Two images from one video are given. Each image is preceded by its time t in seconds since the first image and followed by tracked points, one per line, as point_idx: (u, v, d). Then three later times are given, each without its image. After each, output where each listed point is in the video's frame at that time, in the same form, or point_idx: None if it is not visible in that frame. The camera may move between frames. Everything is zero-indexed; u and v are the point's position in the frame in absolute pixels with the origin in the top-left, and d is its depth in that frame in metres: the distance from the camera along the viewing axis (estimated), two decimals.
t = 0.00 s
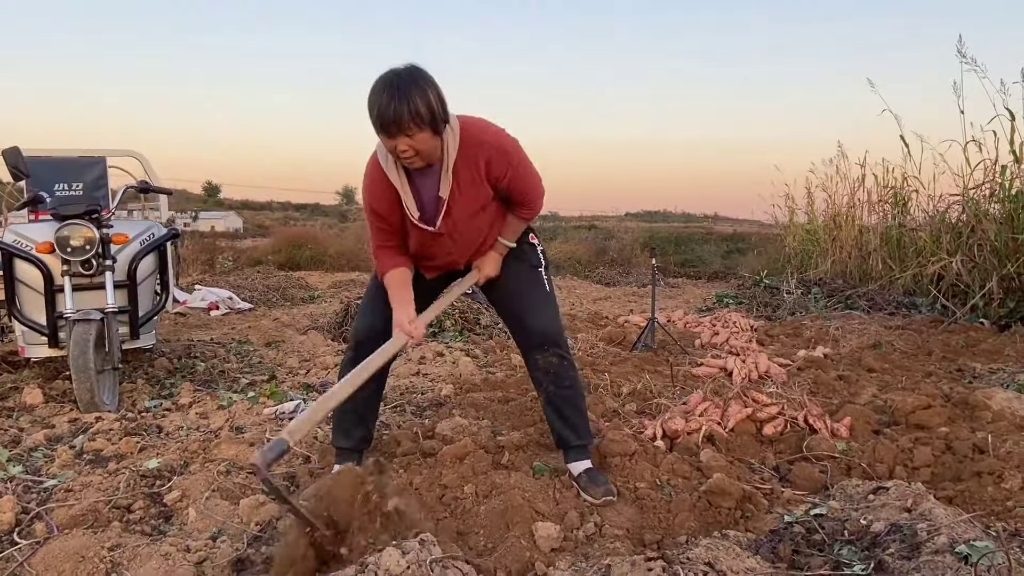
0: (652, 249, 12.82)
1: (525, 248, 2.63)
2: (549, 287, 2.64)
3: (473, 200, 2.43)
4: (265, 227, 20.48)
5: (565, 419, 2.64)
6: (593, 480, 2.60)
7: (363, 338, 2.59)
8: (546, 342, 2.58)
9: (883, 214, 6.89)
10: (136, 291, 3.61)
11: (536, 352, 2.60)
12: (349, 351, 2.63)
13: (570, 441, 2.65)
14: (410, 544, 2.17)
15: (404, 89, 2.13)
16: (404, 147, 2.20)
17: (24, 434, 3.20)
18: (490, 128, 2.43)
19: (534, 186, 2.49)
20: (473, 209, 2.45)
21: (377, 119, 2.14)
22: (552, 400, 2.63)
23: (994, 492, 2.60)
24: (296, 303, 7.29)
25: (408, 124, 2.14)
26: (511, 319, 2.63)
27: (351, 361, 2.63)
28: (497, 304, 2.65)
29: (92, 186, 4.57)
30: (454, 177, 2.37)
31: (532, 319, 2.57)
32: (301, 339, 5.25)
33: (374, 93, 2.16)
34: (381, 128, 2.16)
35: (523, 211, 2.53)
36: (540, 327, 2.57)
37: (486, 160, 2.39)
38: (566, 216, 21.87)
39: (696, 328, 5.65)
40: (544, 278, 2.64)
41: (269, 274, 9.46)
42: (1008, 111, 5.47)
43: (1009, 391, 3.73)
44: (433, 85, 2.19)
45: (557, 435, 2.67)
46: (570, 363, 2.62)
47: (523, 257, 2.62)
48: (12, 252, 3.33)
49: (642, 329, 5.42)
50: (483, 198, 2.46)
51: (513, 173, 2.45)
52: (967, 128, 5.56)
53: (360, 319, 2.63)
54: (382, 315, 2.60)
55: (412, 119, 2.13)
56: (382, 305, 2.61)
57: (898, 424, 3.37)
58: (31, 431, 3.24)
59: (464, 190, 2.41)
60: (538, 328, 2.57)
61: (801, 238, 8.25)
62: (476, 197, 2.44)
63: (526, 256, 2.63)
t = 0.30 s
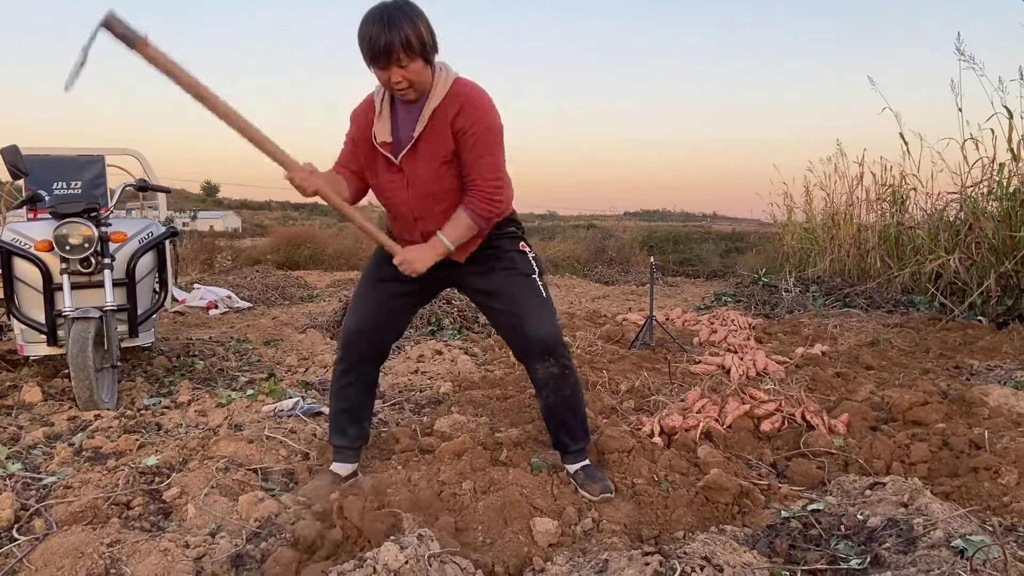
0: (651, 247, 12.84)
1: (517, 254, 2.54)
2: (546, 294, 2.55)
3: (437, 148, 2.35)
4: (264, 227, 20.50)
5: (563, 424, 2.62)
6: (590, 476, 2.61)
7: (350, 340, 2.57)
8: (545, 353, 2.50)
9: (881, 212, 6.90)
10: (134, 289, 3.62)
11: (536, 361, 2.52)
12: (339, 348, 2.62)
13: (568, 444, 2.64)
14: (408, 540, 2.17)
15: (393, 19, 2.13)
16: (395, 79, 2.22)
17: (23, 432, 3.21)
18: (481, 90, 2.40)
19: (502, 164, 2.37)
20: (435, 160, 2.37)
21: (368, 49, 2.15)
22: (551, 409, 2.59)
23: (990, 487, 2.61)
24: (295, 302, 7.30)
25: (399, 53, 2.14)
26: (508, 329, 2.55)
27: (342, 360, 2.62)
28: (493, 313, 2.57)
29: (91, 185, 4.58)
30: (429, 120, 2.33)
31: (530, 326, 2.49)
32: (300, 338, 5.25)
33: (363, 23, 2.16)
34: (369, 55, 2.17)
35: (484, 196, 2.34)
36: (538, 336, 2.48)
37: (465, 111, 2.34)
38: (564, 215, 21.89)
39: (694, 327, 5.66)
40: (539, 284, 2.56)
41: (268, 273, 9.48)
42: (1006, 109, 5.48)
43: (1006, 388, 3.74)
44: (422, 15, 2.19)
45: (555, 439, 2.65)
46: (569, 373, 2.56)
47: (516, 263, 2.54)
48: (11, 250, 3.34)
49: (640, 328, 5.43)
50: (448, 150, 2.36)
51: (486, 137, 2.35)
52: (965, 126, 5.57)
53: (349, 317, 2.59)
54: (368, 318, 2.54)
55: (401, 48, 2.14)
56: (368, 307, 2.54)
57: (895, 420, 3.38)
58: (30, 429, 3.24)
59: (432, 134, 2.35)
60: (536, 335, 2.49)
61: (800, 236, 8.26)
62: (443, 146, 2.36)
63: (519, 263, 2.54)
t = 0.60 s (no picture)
0: (650, 247, 12.84)
1: (518, 257, 2.55)
2: (545, 298, 2.55)
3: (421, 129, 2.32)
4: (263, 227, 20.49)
5: (562, 426, 2.62)
6: (590, 478, 2.62)
7: (355, 343, 2.56)
8: (543, 355, 2.51)
9: (880, 212, 6.90)
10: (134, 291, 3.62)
11: (535, 363, 2.52)
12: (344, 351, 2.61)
13: (567, 445, 2.64)
14: (408, 542, 2.18)
15: (427, 33, 2.12)
16: (423, 93, 2.22)
17: (23, 434, 3.21)
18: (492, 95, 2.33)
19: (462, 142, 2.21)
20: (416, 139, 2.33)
21: (400, 63, 2.14)
22: (549, 411, 2.59)
23: (989, 488, 2.61)
24: (294, 303, 7.30)
25: (431, 70, 2.14)
26: (506, 331, 2.55)
27: (346, 362, 2.61)
28: (493, 314, 2.58)
29: (90, 187, 4.58)
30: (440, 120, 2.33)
31: (529, 328, 2.49)
32: (299, 339, 5.26)
33: (397, 34, 2.16)
34: (398, 69, 2.16)
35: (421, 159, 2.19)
36: (535, 339, 2.48)
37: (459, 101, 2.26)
38: (563, 215, 21.89)
39: (694, 327, 5.67)
40: (539, 287, 2.56)
41: (267, 273, 9.48)
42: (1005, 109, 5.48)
43: (1005, 388, 3.75)
44: (455, 33, 2.19)
45: (553, 440, 2.66)
46: (567, 375, 2.56)
47: (517, 266, 2.54)
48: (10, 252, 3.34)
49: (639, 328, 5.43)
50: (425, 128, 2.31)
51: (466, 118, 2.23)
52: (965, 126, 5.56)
53: (354, 320, 2.58)
54: (374, 321, 2.54)
55: (434, 65, 2.14)
56: (374, 310, 2.54)
57: (894, 421, 3.38)
58: (30, 430, 3.24)
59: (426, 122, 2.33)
60: (535, 337, 2.49)
61: (799, 236, 8.26)
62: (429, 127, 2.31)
63: (519, 267, 2.54)
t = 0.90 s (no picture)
0: (649, 247, 12.84)
1: (558, 254, 2.63)
2: (581, 293, 2.63)
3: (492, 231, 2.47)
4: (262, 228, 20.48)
5: (575, 422, 2.63)
6: (590, 479, 2.61)
7: (378, 347, 2.58)
8: (573, 345, 2.53)
9: (880, 212, 6.90)
10: (133, 292, 3.62)
11: (563, 353, 2.55)
12: (365, 353, 2.63)
13: (575, 442, 2.65)
14: (407, 544, 2.17)
15: (451, 130, 2.08)
16: (450, 189, 2.19)
17: (22, 435, 3.21)
18: (518, 154, 2.44)
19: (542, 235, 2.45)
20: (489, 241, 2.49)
21: (423, 159, 2.10)
22: (568, 404, 2.60)
23: (989, 489, 2.61)
24: (294, 303, 7.30)
25: (455, 168, 2.11)
26: (540, 322, 2.59)
27: (365, 364, 2.63)
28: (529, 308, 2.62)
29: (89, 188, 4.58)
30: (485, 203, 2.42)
31: (564, 319, 2.53)
32: (299, 340, 5.26)
33: (422, 127, 2.12)
34: (422, 165, 2.13)
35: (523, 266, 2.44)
36: (570, 329, 2.53)
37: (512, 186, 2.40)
38: (563, 215, 21.90)
39: (694, 327, 5.67)
40: (576, 283, 2.64)
41: (266, 274, 9.48)
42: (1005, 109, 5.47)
43: (1005, 388, 3.74)
44: (480, 127, 2.14)
45: (563, 437, 2.66)
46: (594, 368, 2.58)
47: (558, 263, 2.63)
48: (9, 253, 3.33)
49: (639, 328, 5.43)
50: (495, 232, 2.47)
51: (530, 208, 2.43)
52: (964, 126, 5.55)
53: (379, 325, 2.60)
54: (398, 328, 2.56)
55: (458, 164, 2.10)
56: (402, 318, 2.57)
57: (894, 421, 3.38)
58: (29, 432, 3.24)
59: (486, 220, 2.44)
60: (568, 328, 2.52)
61: (799, 236, 8.27)
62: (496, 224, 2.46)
63: (558, 262, 2.62)
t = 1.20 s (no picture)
0: (650, 247, 12.84)
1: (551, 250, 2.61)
2: (575, 289, 2.62)
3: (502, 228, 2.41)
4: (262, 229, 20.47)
5: (573, 421, 2.63)
6: (592, 480, 2.61)
7: (376, 347, 2.58)
8: (567, 344, 2.55)
9: (881, 212, 6.88)
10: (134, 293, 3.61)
11: (558, 352, 2.57)
12: (364, 354, 2.63)
13: (575, 442, 2.64)
14: (409, 544, 2.16)
15: (433, 151, 2.01)
16: (437, 212, 2.14)
17: (24, 436, 3.21)
18: (503, 155, 2.34)
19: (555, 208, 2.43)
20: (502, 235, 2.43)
21: (407, 184, 2.03)
22: (565, 403, 2.61)
23: (992, 489, 2.60)
24: (294, 304, 7.29)
25: (440, 192, 2.04)
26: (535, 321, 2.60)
27: (364, 364, 2.63)
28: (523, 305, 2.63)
29: (90, 189, 4.58)
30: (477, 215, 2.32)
31: (558, 318, 2.54)
32: (300, 341, 5.25)
33: (403, 153, 2.04)
34: (409, 191, 2.06)
35: (550, 236, 2.45)
36: (564, 329, 2.53)
37: (505, 187, 2.31)
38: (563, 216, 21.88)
39: (695, 328, 5.66)
40: (569, 279, 2.62)
41: (267, 275, 9.48)
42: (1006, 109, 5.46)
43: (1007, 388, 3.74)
44: (461, 146, 2.08)
45: (562, 436, 2.66)
46: (589, 367, 2.58)
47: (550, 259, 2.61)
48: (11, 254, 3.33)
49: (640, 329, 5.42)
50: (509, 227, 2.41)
51: (528, 205, 2.37)
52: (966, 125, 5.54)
53: (378, 324, 2.60)
54: (395, 327, 2.56)
55: (443, 187, 2.04)
56: (400, 316, 2.57)
57: (897, 421, 3.37)
58: (30, 433, 3.24)
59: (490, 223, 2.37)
60: (563, 328, 2.53)
61: (800, 236, 8.26)
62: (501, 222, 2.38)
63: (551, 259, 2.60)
